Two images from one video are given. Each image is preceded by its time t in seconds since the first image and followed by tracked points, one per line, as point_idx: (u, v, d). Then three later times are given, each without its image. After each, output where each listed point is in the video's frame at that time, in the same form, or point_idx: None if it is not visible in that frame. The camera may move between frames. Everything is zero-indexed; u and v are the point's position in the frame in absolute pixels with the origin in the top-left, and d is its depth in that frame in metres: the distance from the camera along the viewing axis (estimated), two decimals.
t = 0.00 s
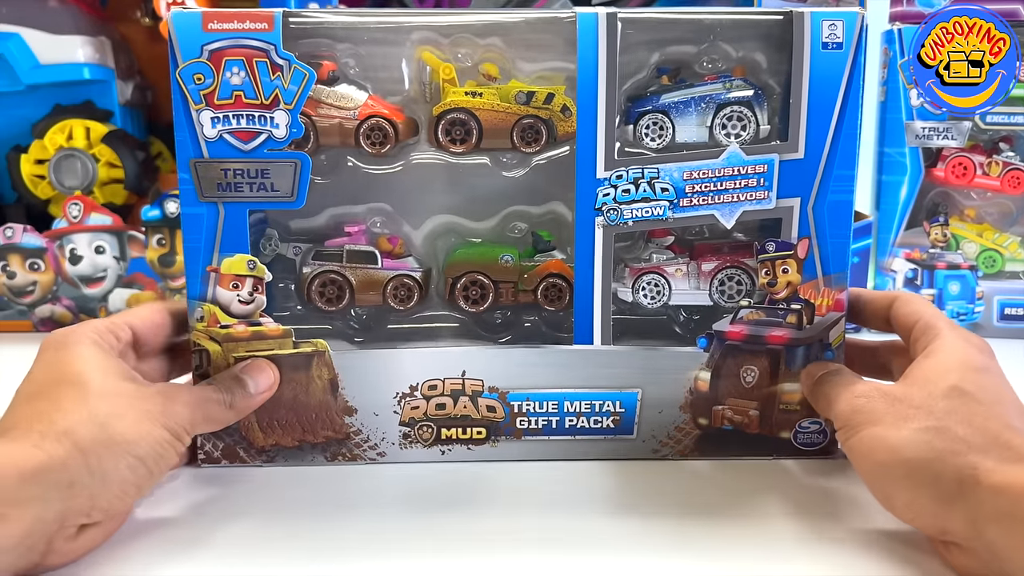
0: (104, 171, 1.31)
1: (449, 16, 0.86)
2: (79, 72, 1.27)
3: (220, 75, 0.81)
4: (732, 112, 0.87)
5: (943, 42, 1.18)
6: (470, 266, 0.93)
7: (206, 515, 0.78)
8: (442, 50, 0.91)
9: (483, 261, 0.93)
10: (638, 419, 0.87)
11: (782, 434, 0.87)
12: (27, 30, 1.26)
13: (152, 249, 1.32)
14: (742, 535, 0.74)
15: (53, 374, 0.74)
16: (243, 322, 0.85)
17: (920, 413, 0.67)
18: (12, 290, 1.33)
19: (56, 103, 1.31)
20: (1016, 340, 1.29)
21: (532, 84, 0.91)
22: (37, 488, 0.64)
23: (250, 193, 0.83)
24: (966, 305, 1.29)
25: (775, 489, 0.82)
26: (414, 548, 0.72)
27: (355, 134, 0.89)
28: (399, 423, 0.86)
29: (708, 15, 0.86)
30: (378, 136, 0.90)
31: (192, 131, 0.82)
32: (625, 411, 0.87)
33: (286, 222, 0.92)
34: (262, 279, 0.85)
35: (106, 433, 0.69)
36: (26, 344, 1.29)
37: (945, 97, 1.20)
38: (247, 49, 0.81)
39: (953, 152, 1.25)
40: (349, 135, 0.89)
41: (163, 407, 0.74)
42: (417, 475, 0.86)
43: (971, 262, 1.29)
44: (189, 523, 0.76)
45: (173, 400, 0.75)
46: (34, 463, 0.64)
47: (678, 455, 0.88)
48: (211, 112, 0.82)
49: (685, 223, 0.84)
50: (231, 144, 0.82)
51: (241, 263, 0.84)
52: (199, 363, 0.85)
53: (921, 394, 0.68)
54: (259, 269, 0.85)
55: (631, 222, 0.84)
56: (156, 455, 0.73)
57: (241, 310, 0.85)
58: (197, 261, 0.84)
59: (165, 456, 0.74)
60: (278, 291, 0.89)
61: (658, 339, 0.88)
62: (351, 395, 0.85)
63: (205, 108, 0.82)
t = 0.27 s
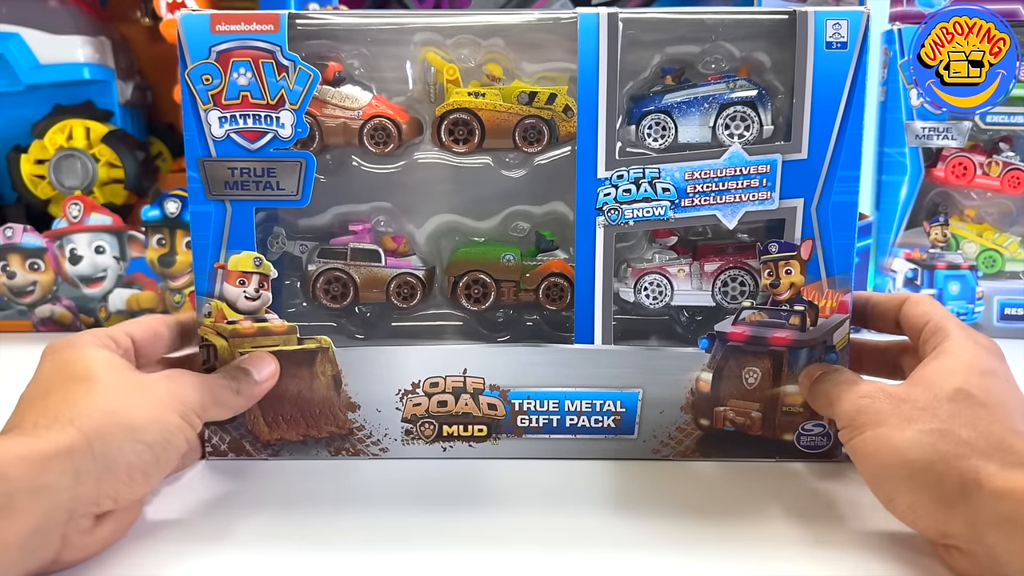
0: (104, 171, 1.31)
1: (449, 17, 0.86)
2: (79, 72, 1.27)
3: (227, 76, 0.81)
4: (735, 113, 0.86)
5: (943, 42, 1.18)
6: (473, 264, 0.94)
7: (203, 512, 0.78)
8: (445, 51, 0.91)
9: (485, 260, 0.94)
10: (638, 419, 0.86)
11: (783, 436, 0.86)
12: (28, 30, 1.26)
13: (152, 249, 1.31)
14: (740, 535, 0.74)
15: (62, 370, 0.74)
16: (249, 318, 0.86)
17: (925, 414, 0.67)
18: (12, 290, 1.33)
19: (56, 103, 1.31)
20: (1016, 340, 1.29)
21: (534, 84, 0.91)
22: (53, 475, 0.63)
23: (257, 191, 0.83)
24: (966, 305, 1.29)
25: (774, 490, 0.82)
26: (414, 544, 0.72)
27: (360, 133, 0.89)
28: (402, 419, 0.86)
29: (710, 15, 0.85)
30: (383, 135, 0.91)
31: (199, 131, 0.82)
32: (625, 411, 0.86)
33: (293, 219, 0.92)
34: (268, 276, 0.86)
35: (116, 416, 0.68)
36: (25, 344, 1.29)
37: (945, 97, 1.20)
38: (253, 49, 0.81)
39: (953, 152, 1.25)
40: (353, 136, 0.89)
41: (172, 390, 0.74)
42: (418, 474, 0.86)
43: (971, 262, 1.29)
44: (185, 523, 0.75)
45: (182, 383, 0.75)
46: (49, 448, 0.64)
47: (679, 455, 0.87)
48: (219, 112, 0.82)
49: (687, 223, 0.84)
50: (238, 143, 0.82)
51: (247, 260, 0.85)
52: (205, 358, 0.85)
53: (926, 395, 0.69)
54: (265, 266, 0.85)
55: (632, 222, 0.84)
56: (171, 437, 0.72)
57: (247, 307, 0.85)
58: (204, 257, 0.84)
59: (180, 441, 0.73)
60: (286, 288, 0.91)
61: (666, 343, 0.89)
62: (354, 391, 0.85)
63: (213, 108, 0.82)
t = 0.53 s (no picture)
0: (104, 171, 1.31)
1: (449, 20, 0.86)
2: (79, 72, 1.27)
3: (229, 76, 0.81)
4: (733, 112, 0.86)
5: (943, 42, 1.19)
6: (475, 263, 0.94)
7: (200, 509, 0.78)
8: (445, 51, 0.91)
9: (486, 259, 0.94)
10: (639, 418, 0.86)
11: (785, 435, 0.86)
12: (28, 30, 1.26)
13: (152, 249, 1.31)
14: (737, 533, 0.73)
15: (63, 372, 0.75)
16: (251, 317, 0.85)
17: (913, 415, 0.68)
18: (13, 290, 1.33)
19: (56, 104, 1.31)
20: (1016, 340, 1.29)
21: (535, 84, 0.91)
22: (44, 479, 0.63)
23: (258, 191, 0.83)
24: (966, 305, 1.29)
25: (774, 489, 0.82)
26: (414, 541, 0.72)
27: (359, 133, 0.89)
28: (403, 418, 0.86)
29: (709, 15, 0.85)
30: (383, 134, 0.91)
31: (202, 130, 0.82)
32: (626, 410, 0.86)
33: (293, 220, 0.91)
34: (270, 276, 0.85)
35: (113, 422, 0.69)
36: (24, 344, 1.29)
37: (945, 97, 1.21)
38: (254, 49, 0.81)
39: (953, 152, 1.25)
40: (353, 135, 0.89)
41: (171, 396, 0.75)
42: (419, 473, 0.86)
43: (971, 262, 1.29)
44: (184, 523, 0.75)
45: (182, 388, 0.76)
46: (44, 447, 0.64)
47: (680, 454, 0.87)
48: (220, 111, 0.82)
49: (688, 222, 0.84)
50: (239, 142, 0.83)
51: (248, 259, 0.84)
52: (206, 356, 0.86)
53: (911, 395, 0.70)
54: (266, 265, 0.85)
55: (632, 220, 0.84)
56: (171, 443, 0.72)
57: (248, 306, 0.85)
58: (206, 256, 0.84)
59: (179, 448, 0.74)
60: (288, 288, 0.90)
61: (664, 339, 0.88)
62: (354, 391, 0.85)
63: (215, 108, 0.82)
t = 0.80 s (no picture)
0: (104, 171, 1.30)
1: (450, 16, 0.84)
2: (79, 72, 1.27)
3: (223, 75, 0.81)
4: (748, 112, 0.86)
5: (943, 42, 1.14)
6: (477, 270, 0.94)
7: (200, 523, 0.77)
8: (447, 50, 0.91)
9: (489, 266, 0.94)
10: (647, 429, 0.86)
11: (798, 447, 0.86)
12: (28, 31, 1.26)
13: (152, 249, 1.31)
14: (743, 551, 0.73)
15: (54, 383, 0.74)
16: (247, 323, 0.85)
17: (924, 432, 0.68)
18: (13, 289, 1.33)
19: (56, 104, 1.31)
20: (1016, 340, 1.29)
21: (540, 83, 0.90)
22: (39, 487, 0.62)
23: (254, 194, 0.83)
24: (966, 305, 1.29)
25: (779, 500, 0.82)
26: (410, 563, 0.71)
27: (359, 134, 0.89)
28: (403, 428, 0.86)
29: (722, 12, 0.84)
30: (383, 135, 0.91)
31: (195, 131, 0.83)
32: (634, 421, 0.86)
33: (290, 223, 0.92)
34: (266, 281, 0.86)
35: (104, 436, 0.68)
36: (24, 345, 1.29)
37: (945, 97, 1.19)
38: (250, 48, 0.81)
39: (953, 152, 1.25)
40: (352, 136, 0.89)
41: (163, 412, 0.74)
42: (421, 482, 0.86)
43: (971, 262, 1.29)
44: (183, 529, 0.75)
45: (175, 402, 0.76)
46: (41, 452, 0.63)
47: (688, 466, 0.87)
48: (215, 112, 0.82)
49: (697, 226, 0.84)
50: (234, 143, 0.83)
51: (244, 264, 0.85)
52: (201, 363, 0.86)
53: (922, 412, 0.70)
54: (261, 270, 0.85)
55: (640, 225, 0.84)
56: (160, 460, 0.72)
57: (244, 312, 0.85)
58: (200, 262, 0.84)
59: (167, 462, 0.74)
60: (285, 293, 0.91)
61: (676, 350, 0.88)
62: (354, 400, 0.85)
63: (209, 108, 0.82)
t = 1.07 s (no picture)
0: (104, 171, 1.30)
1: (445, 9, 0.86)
2: (79, 72, 1.26)
3: (196, 72, 0.80)
4: (778, 112, 0.87)
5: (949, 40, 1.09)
6: (477, 287, 0.93)
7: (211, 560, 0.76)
8: (443, 44, 0.91)
9: (491, 283, 0.93)
10: (665, 463, 0.85)
11: (832, 483, 0.84)
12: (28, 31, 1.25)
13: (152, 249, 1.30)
14: None
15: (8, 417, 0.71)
16: (223, 346, 0.84)
17: (981, 478, 0.65)
18: (12, 290, 1.31)
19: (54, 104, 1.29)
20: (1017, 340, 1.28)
21: (547, 81, 0.91)
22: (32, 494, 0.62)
23: (230, 203, 0.82)
24: (967, 305, 1.27)
25: (812, 539, 0.81)
26: None
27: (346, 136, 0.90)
28: (395, 460, 0.85)
29: (750, 2, 0.85)
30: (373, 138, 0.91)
31: (167, 134, 0.81)
32: (650, 453, 0.85)
33: (273, 236, 0.91)
34: (243, 298, 0.84)
35: (53, 483, 0.66)
36: (24, 346, 1.28)
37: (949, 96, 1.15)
38: (225, 41, 0.80)
39: (953, 152, 1.24)
40: (340, 138, 0.90)
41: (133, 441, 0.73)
42: (413, 519, 0.85)
43: (972, 262, 1.27)
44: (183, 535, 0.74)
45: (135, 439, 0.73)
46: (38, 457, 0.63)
47: (711, 503, 0.86)
48: (188, 113, 0.81)
49: (721, 238, 0.82)
50: (209, 147, 0.81)
51: (220, 281, 0.83)
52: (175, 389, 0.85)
53: (978, 453, 0.67)
54: (238, 287, 0.84)
55: (657, 237, 0.82)
56: (119, 506, 0.70)
57: (219, 333, 0.84)
58: (172, 278, 0.83)
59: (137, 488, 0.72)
60: (268, 313, 0.89)
61: (697, 376, 0.87)
62: (341, 429, 0.84)
63: (181, 108, 0.81)
